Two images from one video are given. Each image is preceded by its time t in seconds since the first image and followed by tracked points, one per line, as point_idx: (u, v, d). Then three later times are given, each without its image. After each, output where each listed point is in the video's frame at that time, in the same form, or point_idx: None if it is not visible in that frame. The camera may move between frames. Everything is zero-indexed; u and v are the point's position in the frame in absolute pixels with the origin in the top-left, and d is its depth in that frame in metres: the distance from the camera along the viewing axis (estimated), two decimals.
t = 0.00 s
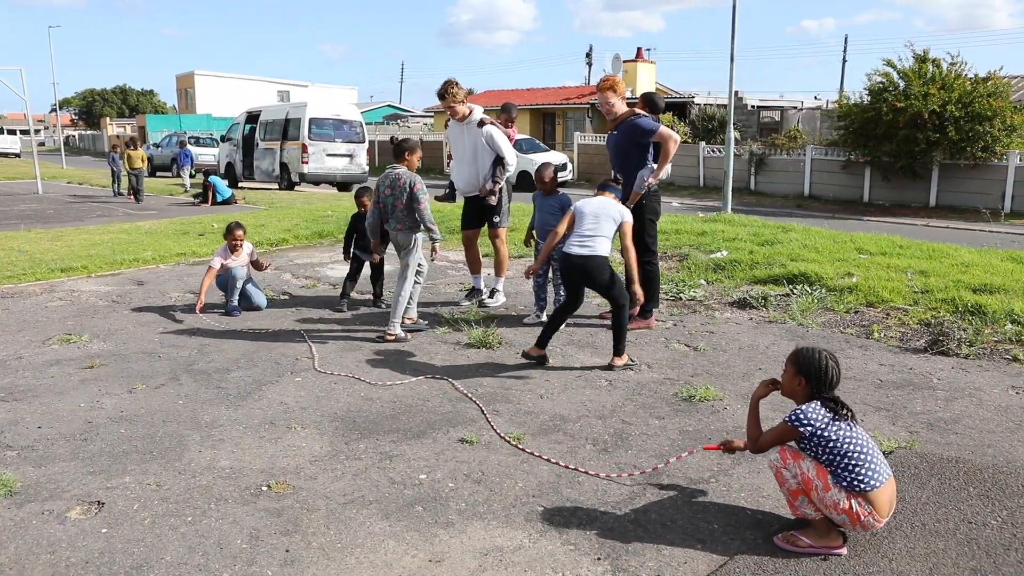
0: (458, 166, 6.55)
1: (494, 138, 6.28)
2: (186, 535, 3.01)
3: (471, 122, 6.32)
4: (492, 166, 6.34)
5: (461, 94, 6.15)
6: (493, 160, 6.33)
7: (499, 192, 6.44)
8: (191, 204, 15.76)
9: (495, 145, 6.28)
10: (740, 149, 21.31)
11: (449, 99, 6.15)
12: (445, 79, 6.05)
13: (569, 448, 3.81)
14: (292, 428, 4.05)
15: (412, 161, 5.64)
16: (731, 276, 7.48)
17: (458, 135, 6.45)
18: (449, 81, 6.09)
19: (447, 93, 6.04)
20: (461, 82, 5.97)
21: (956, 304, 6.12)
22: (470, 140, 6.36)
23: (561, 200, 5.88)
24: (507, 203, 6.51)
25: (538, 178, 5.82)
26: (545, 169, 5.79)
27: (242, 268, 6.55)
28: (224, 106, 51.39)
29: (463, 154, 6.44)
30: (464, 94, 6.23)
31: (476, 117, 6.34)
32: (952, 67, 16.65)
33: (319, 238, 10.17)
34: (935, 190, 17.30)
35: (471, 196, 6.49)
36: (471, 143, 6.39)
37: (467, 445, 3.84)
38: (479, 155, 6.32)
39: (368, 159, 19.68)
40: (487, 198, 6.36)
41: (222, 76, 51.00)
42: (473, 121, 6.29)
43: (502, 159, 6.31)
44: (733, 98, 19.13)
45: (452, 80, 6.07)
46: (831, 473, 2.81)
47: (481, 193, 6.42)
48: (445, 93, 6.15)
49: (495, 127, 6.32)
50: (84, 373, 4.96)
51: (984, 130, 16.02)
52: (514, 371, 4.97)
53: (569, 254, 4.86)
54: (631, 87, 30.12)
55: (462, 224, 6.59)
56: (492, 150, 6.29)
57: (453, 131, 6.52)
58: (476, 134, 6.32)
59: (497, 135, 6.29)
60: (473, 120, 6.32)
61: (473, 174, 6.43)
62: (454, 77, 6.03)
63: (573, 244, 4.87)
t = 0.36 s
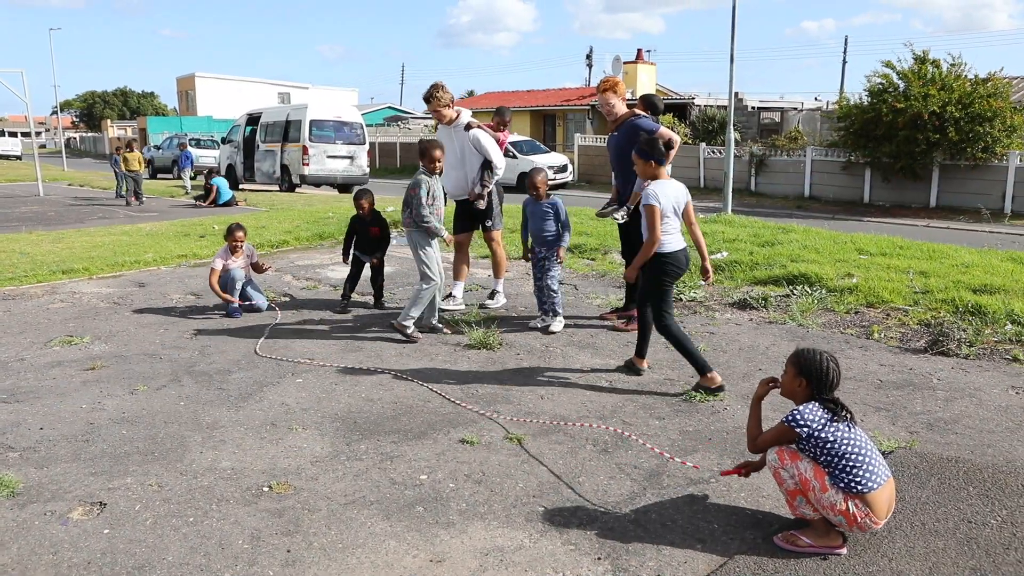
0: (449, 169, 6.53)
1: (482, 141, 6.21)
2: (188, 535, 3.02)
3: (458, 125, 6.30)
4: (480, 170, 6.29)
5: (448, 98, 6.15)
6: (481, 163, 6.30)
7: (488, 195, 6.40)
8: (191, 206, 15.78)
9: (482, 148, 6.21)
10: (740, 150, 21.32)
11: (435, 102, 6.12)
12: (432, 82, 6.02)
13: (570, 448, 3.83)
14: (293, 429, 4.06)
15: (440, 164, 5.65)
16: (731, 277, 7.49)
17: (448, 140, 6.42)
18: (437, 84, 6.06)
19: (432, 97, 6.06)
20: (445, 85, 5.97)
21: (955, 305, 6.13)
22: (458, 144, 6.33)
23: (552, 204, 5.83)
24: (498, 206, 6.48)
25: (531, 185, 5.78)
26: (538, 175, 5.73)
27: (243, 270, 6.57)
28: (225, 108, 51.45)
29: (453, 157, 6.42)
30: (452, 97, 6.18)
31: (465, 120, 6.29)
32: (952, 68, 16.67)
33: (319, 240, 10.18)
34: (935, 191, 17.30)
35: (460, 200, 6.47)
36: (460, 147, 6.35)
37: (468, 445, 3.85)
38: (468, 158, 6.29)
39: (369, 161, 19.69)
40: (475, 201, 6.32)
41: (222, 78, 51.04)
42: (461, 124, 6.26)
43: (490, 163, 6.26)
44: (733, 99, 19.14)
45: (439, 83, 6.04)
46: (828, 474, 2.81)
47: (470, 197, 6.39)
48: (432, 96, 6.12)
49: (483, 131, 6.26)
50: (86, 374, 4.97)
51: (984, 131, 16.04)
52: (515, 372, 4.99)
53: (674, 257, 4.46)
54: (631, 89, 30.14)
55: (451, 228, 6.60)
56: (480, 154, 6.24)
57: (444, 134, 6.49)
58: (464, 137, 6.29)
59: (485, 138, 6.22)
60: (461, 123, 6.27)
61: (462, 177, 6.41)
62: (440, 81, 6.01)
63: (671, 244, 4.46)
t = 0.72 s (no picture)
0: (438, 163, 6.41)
1: (467, 135, 6.04)
2: (204, 526, 3.06)
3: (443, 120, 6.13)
4: (468, 164, 6.16)
5: (431, 94, 5.98)
6: (470, 158, 6.17)
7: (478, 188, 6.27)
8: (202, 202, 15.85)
9: (468, 141, 6.05)
10: (750, 140, 21.22)
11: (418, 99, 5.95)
12: (413, 79, 5.84)
13: (582, 438, 3.84)
14: (307, 421, 4.09)
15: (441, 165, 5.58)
16: (742, 266, 7.47)
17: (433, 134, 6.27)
18: (417, 80, 5.87)
19: (414, 94, 5.90)
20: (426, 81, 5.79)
21: (969, 292, 6.09)
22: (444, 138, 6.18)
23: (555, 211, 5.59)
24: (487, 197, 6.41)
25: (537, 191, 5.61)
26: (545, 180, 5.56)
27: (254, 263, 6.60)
28: (235, 104, 51.59)
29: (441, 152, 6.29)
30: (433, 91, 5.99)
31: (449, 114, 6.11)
32: (965, 54, 16.51)
33: (330, 233, 10.22)
34: (947, 178, 17.17)
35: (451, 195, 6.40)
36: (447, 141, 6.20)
37: (481, 435, 3.87)
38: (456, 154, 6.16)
39: (378, 155, 19.72)
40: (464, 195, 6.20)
41: (231, 74, 51.17)
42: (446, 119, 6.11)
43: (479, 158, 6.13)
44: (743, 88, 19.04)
45: (418, 79, 5.85)
46: (845, 464, 2.81)
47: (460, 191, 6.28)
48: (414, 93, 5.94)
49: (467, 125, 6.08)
50: (102, 369, 5.01)
51: (997, 116, 15.90)
52: (526, 363, 4.99)
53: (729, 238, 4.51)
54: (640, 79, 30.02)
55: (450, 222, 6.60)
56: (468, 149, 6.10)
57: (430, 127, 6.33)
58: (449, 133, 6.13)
59: (470, 131, 6.04)
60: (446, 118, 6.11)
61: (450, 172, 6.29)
62: (419, 77, 5.81)
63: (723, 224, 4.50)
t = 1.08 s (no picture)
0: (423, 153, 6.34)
1: (454, 124, 6.00)
2: (207, 514, 3.07)
3: (430, 108, 6.06)
4: (455, 153, 6.09)
5: (418, 82, 5.89)
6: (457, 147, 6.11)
7: (464, 178, 6.21)
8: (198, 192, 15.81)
9: (455, 130, 6.01)
10: (747, 128, 21.19)
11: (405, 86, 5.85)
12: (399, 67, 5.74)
13: (582, 424, 3.85)
14: (307, 409, 4.11)
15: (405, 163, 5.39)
16: (740, 254, 7.47)
17: (420, 123, 6.20)
18: (404, 68, 5.78)
19: (402, 82, 5.80)
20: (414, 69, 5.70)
21: (966, 279, 6.10)
22: (431, 128, 6.13)
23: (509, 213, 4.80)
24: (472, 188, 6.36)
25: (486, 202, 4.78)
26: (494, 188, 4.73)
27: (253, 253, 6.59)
28: (230, 94, 51.37)
29: (427, 142, 6.22)
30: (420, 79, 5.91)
31: (437, 102, 6.05)
32: (962, 41, 16.49)
33: (328, 223, 10.20)
34: (944, 165, 17.17)
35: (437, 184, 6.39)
36: (433, 130, 6.14)
37: (481, 423, 3.88)
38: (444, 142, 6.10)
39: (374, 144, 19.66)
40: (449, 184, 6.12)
41: (226, 64, 50.93)
42: (433, 107, 6.04)
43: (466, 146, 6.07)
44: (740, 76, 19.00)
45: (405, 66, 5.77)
46: (846, 452, 2.83)
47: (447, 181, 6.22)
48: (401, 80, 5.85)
49: (455, 113, 6.03)
50: (101, 359, 5.01)
51: (994, 104, 15.90)
52: (525, 350, 5.01)
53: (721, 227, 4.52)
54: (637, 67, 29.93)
55: (438, 213, 6.55)
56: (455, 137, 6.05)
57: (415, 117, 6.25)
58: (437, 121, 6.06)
59: (457, 120, 6.00)
60: (433, 106, 6.04)
61: (438, 161, 6.25)
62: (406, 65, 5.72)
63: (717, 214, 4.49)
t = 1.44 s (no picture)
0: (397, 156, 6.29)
1: (428, 128, 5.94)
2: (197, 522, 3.05)
3: (406, 110, 6.04)
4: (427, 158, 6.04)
5: (397, 82, 5.95)
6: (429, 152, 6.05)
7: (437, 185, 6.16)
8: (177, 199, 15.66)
9: (427, 134, 5.93)
10: (725, 130, 21.36)
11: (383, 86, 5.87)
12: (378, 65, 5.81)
13: (571, 426, 3.87)
14: (295, 415, 4.09)
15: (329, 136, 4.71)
16: (722, 255, 7.54)
17: (397, 126, 6.19)
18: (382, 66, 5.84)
19: (380, 80, 5.87)
20: (391, 67, 5.78)
21: (945, 277, 6.20)
22: (406, 131, 6.09)
23: (433, 167, 4.90)
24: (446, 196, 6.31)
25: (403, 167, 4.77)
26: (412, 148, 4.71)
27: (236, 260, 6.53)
28: (207, 100, 50.99)
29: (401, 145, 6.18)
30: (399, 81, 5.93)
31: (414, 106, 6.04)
32: (935, 43, 16.74)
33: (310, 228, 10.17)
34: (919, 166, 17.42)
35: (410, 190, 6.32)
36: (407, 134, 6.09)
37: (470, 427, 3.89)
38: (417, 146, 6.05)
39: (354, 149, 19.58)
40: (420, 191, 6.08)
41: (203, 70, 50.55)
42: (410, 111, 6.02)
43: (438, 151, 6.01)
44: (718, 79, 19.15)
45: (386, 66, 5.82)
46: (836, 450, 2.88)
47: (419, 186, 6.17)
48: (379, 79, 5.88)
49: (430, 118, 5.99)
50: (84, 368, 4.96)
51: (966, 105, 16.16)
52: (511, 354, 5.02)
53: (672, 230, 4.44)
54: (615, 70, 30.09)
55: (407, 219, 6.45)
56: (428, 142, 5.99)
57: (391, 120, 6.23)
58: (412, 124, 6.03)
59: (431, 124, 5.95)
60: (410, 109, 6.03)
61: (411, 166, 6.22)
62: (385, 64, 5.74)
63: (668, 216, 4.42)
